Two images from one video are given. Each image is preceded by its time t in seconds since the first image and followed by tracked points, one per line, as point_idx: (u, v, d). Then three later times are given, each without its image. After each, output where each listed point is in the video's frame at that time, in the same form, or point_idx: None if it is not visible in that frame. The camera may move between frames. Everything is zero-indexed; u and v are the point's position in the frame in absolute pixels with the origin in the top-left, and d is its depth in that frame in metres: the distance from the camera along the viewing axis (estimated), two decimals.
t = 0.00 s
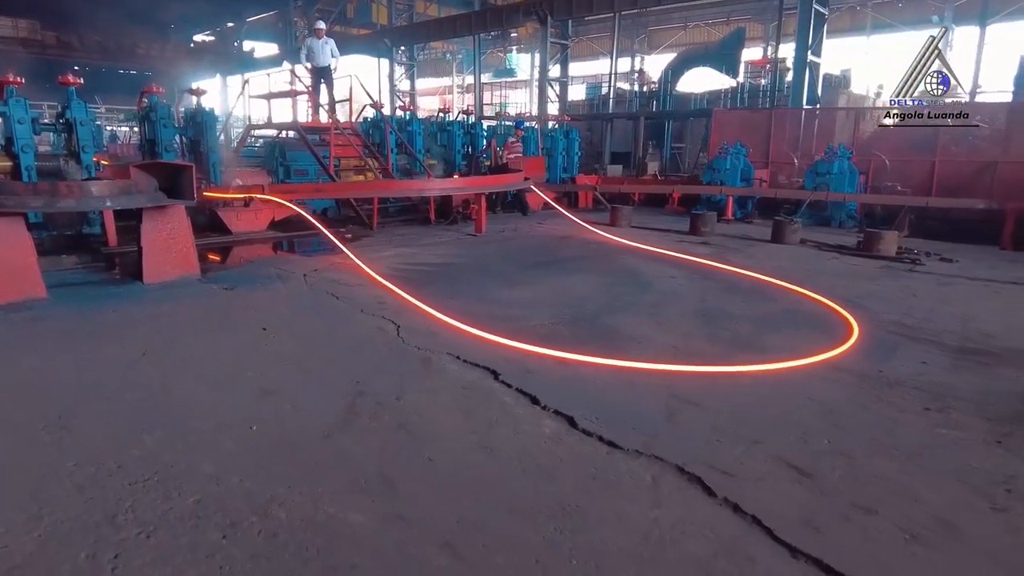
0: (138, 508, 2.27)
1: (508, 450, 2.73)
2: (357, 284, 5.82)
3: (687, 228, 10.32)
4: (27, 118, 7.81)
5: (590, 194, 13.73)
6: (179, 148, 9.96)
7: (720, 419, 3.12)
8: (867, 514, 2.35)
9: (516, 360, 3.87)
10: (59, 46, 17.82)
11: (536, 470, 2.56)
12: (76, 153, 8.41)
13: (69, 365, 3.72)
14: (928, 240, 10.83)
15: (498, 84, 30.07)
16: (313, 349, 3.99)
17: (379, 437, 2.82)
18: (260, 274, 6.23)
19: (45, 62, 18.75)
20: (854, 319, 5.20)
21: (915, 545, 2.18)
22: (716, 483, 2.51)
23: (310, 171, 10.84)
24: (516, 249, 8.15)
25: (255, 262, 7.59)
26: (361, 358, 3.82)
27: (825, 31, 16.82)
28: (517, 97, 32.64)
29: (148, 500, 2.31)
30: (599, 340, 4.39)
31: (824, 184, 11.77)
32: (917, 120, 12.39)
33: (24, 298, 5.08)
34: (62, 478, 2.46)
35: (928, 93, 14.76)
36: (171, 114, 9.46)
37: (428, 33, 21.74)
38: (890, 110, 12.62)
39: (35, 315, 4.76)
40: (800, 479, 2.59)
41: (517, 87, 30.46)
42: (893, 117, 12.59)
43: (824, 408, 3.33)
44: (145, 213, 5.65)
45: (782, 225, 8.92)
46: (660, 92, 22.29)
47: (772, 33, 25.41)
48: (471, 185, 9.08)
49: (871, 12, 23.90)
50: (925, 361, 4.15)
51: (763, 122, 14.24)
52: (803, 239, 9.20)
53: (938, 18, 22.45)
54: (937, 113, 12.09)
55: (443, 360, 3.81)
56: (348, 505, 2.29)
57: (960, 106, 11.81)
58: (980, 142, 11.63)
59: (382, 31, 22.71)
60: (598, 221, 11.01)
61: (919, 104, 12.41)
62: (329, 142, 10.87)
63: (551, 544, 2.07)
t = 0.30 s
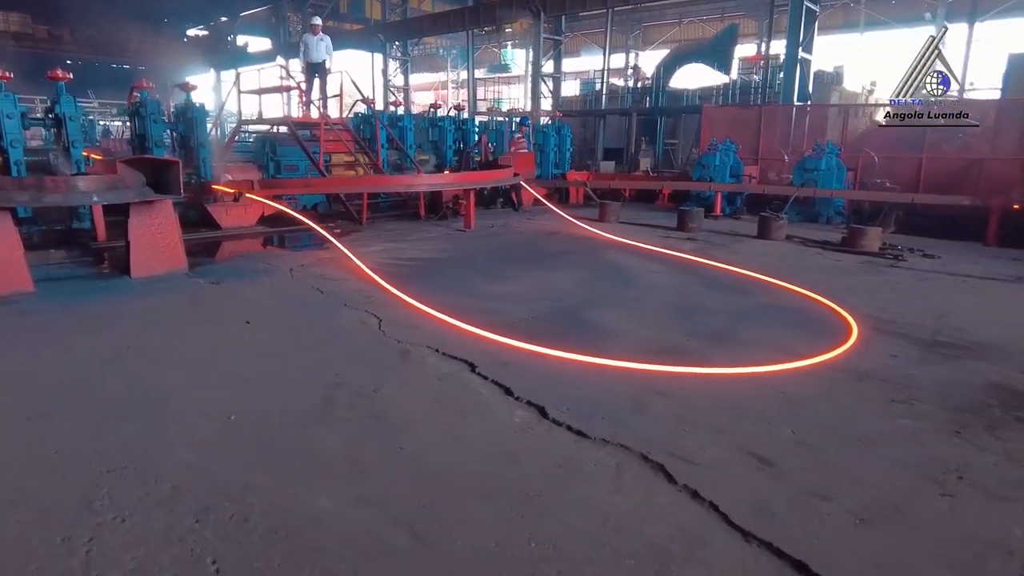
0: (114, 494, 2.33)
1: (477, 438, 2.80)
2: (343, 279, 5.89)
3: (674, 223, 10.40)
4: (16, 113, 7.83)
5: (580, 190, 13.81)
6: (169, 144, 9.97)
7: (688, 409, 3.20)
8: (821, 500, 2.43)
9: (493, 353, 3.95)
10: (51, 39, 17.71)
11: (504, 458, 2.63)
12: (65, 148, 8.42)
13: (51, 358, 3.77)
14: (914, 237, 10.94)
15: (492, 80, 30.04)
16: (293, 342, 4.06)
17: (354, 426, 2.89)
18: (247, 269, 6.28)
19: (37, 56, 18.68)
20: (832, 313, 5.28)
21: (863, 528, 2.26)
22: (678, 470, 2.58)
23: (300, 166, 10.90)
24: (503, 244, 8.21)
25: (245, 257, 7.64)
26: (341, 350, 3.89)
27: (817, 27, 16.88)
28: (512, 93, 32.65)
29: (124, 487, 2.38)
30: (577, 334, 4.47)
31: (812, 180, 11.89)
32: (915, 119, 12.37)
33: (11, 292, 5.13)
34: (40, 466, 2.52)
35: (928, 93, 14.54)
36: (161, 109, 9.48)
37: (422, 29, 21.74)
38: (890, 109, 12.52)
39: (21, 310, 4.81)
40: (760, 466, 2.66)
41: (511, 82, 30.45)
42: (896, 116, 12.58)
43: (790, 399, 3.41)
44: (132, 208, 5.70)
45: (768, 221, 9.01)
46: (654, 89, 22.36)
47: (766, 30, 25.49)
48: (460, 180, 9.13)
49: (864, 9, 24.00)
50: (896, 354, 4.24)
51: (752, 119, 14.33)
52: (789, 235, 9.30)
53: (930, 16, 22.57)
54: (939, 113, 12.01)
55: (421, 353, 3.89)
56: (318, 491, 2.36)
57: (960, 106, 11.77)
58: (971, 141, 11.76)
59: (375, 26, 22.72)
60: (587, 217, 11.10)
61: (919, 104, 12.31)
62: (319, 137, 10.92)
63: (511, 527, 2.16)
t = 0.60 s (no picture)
0: (88, 478, 2.40)
1: (446, 426, 2.87)
2: (328, 273, 5.95)
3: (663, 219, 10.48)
4: (6, 108, 7.88)
5: (572, 186, 13.87)
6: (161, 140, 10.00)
7: (655, 398, 3.27)
8: (775, 483, 2.51)
9: (469, 345, 4.02)
10: (44, 35, 17.64)
11: (471, 444, 2.70)
12: (56, 144, 8.45)
13: (35, 348, 3.84)
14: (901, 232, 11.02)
15: (488, 76, 30.04)
16: (274, 333, 4.13)
17: (327, 414, 2.96)
18: (234, 263, 6.34)
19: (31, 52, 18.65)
20: (809, 305, 5.35)
21: (814, 510, 2.33)
22: (638, 455, 2.66)
23: (292, 162, 10.95)
24: (491, 239, 8.28)
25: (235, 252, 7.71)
26: (320, 342, 3.96)
27: (809, 24, 16.93)
28: (508, 89, 32.70)
29: (98, 470, 2.45)
30: (555, 326, 4.54)
31: (801, 176, 11.95)
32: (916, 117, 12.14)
33: None
34: (17, 450, 2.59)
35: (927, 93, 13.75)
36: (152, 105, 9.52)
37: (417, 25, 21.79)
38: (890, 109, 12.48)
39: (8, 303, 4.88)
40: (719, 451, 2.74)
41: (507, 79, 30.50)
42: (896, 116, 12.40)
43: (757, 388, 3.49)
44: (119, 202, 5.75)
45: (755, 216, 9.08)
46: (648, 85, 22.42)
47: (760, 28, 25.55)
48: (449, 176, 9.17)
49: (859, 6, 24.03)
50: (867, 346, 4.32)
51: (743, 116, 14.38)
52: (776, 231, 9.37)
53: (925, 13, 22.62)
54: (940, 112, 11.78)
55: (399, 344, 3.96)
56: (285, 475, 2.43)
57: (958, 106, 11.47)
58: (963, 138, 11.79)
59: (370, 22, 22.77)
60: (577, 213, 11.17)
61: (918, 103, 12.14)
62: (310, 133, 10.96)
63: (471, 508, 2.23)
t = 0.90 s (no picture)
0: (76, 461, 2.50)
1: (424, 413, 2.97)
2: (318, 268, 6.04)
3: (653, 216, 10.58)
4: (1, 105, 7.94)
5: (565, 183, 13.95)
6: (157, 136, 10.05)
7: (629, 388, 3.37)
8: (737, 468, 2.61)
9: (452, 337, 4.11)
10: (42, 32, 17.90)
11: (446, 431, 2.80)
12: (51, 140, 8.52)
13: (28, 340, 3.94)
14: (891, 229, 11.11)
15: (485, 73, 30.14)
16: (262, 326, 4.22)
17: (309, 403, 3.06)
18: (226, 258, 6.42)
19: (29, 49, 18.74)
20: (790, 300, 5.45)
21: (772, 493, 2.43)
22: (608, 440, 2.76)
23: (286, 159, 11.01)
24: (482, 235, 8.37)
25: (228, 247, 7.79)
26: (307, 334, 4.05)
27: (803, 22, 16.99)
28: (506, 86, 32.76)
29: (86, 455, 2.55)
30: (538, 319, 4.63)
31: (792, 173, 12.04)
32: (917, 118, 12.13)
33: None
34: (8, 436, 2.69)
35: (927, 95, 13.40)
36: (147, 102, 9.58)
37: (414, 22, 21.84)
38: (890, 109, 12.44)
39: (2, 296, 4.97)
40: (687, 438, 2.84)
41: (505, 76, 30.55)
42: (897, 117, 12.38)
43: (730, 378, 3.59)
44: (113, 198, 5.84)
45: (744, 213, 9.18)
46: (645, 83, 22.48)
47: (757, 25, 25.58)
48: (442, 172, 9.22)
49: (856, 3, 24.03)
50: (842, 339, 4.42)
51: (736, 113, 14.44)
52: (765, 227, 9.46)
53: (921, 11, 22.59)
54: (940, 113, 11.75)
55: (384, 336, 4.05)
56: (266, 459, 2.52)
57: (959, 106, 11.47)
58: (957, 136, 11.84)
59: (367, 19, 22.82)
60: (569, 210, 11.26)
61: (918, 103, 12.15)
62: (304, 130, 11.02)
63: (442, 490, 2.33)
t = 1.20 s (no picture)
0: (72, 443, 2.62)
1: (407, 400, 3.10)
2: (311, 263, 6.16)
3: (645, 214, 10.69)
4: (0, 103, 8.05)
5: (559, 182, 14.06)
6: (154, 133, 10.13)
7: (606, 377, 3.50)
8: (704, 450, 2.73)
9: (439, 328, 4.23)
10: (40, 30, 17.75)
11: (428, 415, 2.92)
12: (49, 138, 8.62)
13: (26, 331, 4.05)
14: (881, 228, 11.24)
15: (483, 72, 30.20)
16: (255, 318, 4.34)
17: (297, 389, 3.18)
18: (222, 254, 6.54)
19: (27, 46, 18.64)
20: (772, 295, 5.58)
21: (735, 473, 2.56)
22: (583, 424, 2.89)
23: (282, 156, 11.14)
24: (474, 233, 8.49)
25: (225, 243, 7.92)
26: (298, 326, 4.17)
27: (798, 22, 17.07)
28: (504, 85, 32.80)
29: (81, 437, 2.66)
30: (524, 312, 4.75)
31: (784, 172, 12.17)
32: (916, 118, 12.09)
33: None
34: (8, 419, 2.81)
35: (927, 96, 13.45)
36: (145, 100, 9.68)
37: (411, 21, 21.88)
38: (890, 109, 12.35)
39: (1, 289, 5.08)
40: (659, 422, 2.97)
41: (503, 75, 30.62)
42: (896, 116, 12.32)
43: (706, 369, 3.71)
44: (110, 194, 5.96)
45: (734, 211, 9.30)
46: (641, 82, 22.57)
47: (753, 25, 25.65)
48: (436, 171, 9.32)
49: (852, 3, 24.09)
50: (819, 332, 4.54)
51: (729, 112, 14.55)
52: (755, 225, 9.59)
53: (917, 11, 22.64)
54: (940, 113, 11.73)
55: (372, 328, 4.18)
56: (254, 441, 2.65)
57: (960, 106, 11.47)
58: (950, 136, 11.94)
59: (365, 18, 22.87)
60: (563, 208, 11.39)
61: (918, 103, 12.03)
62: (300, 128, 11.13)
63: (421, 468, 2.45)
